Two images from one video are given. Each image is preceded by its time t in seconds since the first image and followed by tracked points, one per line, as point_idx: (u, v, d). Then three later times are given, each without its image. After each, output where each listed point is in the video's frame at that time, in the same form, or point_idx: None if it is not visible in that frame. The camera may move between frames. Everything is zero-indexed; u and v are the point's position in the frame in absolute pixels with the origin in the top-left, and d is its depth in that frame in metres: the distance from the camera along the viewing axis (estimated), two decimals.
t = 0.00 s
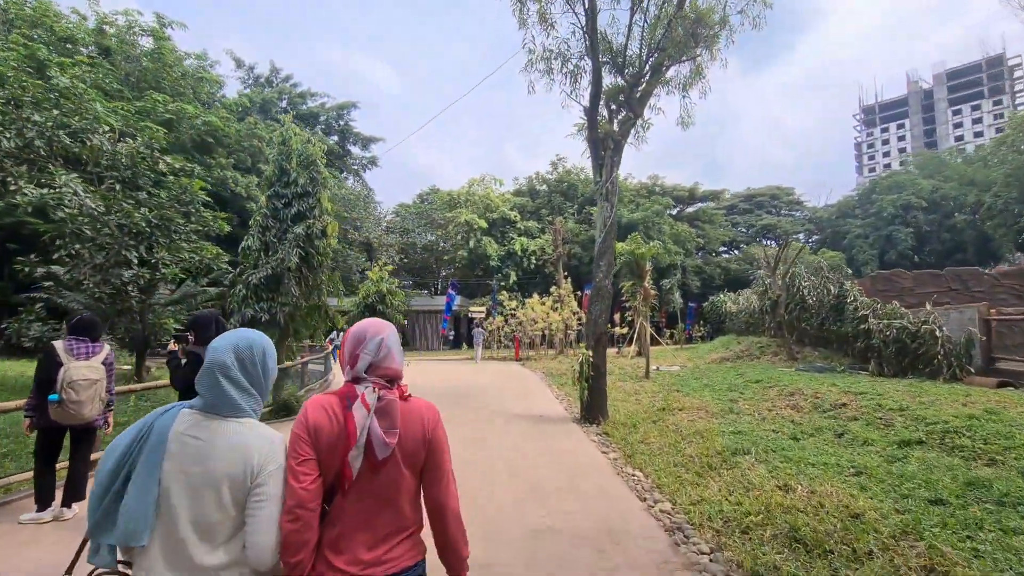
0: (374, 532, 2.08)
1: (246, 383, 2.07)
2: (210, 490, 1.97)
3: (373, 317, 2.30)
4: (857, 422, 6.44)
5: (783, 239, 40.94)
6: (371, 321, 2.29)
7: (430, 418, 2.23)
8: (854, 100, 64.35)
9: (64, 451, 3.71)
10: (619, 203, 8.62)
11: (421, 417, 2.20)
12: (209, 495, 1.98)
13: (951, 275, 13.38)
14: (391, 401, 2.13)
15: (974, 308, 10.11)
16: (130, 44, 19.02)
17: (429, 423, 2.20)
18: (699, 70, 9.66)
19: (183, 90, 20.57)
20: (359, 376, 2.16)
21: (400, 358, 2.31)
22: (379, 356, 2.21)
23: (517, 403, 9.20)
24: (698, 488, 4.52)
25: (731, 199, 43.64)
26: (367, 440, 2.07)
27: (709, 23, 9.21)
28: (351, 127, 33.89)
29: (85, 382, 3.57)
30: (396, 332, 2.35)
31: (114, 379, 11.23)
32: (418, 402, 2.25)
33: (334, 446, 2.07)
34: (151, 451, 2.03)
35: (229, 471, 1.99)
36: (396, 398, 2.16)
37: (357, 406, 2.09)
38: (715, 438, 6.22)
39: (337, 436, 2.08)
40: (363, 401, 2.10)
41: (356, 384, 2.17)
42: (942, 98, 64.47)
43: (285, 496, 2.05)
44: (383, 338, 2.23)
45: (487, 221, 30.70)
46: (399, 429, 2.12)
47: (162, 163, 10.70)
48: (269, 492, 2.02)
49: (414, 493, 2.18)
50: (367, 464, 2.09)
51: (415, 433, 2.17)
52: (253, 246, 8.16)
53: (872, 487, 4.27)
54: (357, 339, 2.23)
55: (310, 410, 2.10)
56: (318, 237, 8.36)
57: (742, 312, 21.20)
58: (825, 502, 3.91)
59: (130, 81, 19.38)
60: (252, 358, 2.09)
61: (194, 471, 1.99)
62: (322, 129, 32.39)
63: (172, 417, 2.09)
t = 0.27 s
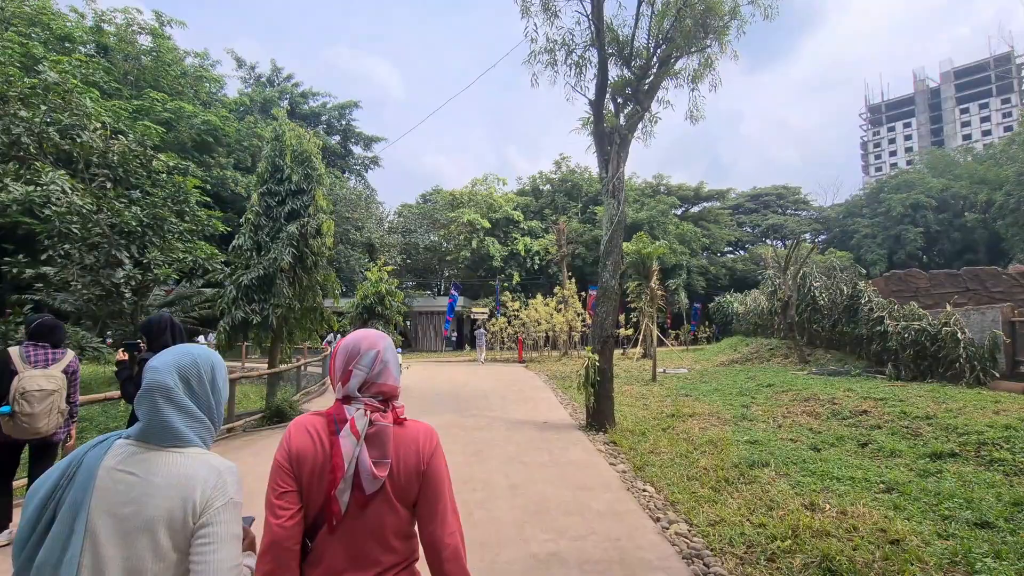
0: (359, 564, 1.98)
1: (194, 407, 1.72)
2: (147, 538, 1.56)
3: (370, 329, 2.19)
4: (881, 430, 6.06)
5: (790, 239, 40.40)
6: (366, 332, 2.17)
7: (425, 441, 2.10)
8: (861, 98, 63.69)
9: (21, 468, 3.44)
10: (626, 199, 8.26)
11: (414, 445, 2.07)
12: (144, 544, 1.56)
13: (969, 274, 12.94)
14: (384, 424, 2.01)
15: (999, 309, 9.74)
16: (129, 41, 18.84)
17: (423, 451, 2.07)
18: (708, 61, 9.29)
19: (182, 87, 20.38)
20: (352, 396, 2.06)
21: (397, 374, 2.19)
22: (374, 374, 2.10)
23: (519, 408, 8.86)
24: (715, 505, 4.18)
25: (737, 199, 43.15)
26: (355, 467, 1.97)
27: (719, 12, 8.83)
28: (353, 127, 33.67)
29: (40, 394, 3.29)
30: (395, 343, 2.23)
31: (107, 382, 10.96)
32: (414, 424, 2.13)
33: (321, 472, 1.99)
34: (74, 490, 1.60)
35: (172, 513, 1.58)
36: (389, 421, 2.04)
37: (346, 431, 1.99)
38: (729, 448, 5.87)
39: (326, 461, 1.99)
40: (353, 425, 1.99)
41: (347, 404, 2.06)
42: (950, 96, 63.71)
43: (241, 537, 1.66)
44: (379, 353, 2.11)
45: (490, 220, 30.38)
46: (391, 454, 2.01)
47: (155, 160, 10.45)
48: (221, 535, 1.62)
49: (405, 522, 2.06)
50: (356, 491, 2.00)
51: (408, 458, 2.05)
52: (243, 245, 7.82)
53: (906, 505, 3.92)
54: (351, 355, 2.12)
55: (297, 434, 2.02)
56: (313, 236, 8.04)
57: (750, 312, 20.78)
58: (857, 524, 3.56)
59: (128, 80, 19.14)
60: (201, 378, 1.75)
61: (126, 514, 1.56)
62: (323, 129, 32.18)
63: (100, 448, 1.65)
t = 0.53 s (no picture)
0: None
1: (95, 402, 1.54)
2: (33, 557, 1.34)
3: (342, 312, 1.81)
4: (907, 436, 5.67)
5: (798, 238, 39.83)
6: (337, 316, 1.79)
7: (408, 442, 1.73)
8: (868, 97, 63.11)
9: None
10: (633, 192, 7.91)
11: (394, 446, 1.69)
12: (32, 565, 1.34)
13: (988, 273, 12.46)
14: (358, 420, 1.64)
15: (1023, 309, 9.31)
16: (129, 39, 18.69)
17: (405, 454, 1.70)
18: (718, 50, 8.92)
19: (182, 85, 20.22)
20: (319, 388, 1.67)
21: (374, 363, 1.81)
22: (347, 362, 1.72)
23: (521, 411, 8.50)
24: (734, 519, 3.83)
25: (743, 198, 42.64)
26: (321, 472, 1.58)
27: None
28: (356, 126, 33.50)
29: None
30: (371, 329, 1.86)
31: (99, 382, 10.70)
32: (395, 421, 1.76)
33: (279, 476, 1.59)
34: None
35: (59, 525, 1.36)
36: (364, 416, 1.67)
37: (312, 427, 1.60)
38: (745, 455, 5.49)
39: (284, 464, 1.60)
40: (320, 419, 1.61)
41: (313, 397, 1.67)
42: (958, 95, 63.00)
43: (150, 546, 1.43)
44: (354, 339, 1.73)
45: (494, 220, 30.09)
46: (366, 456, 1.63)
47: (148, 156, 10.19)
48: (117, 552, 1.37)
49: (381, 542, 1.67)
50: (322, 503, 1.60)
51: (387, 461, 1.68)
52: (233, 241, 7.53)
53: (947, 522, 3.55)
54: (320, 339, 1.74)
55: (250, 432, 1.62)
56: (307, 232, 7.74)
57: (759, 312, 20.37)
58: (895, 543, 3.20)
59: (127, 77, 18.99)
60: (102, 368, 1.56)
61: (12, 531, 1.36)
62: (326, 128, 32.00)
63: None
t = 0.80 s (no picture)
0: None
1: None
2: None
3: (284, 337, 1.64)
4: (939, 449, 5.26)
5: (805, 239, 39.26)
6: (275, 342, 1.62)
7: (349, 493, 1.54)
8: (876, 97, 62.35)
9: None
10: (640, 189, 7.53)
11: (334, 499, 1.51)
12: None
13: (1009, 274, 12.00)
14: (288, 471, 1.46)
15: None
16: (127, 37, 18.48)
17: (345, 508, 1.52)
18: (728, 40, 8.54)
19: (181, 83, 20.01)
20: (247, 430, 1.49)
21: (317, 397, 1.64)
22: (281, 398, 1.55)
23: (524, 418, 8.12)
24: (757, 546, 3.46)
25: (750, 198, 42.11)
26: (241, 534, 1.40)
27: None
28: (359, 126, 33.26)
29: None
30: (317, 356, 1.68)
31: (91, 386, 10.43)
32: (338, 467, 1.57)
33: (194, 539, 1.42)
34: None
35: None
36: (297, 467, 1.48)
37: (232, 481, 1.42)
38: (764, 470, 5.09)
39: (201, 524, 1.42)
40: (243, 474, 1.42)
41: (239, 440, 1.49)
42: (968, 94, 62.11)
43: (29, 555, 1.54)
44: (291, 369, 1.57)
45: (497, 220, 29.73)
46: (298, 514, 1.45)
47: (140, 153, 9.91)
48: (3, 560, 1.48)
49: None
50: (245, 567, 1.43)
51: (322, 517, 1.49)
52: (222, 240, 7.20)
53: (1000, 555, 3.16)
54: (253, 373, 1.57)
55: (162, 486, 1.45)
56: (299, 231, 7.39)
57: (768, 314, 19.90)
58: None
59: (126, 76, 18.77)
60: None
61: None
62: (328, 128, 31.75)
63: None
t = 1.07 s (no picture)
0: None
1: None
2: None
3: (215, 323, 1.52)
4: (975, 459, 4.89)
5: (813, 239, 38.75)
6: (200, 330, 1.50)
7: (277, 498, 1.40)
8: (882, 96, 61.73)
9: None
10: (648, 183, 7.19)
11: (258, 502, 1.37)
12: None
13: None
14: (200, 474, 1.32)
15: None
16: (126, 35, 18.26)
17: (271, 513, 1.38)
18: (741, 31, 8.20)
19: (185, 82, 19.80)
20: (161, 426, 1.37)
21: (248, 389, 1.50)
22: (203, 389, 1.42)
23: (526, 423, 7.76)
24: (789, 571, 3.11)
25: (756, 198, 41.66)
26: (140, 547, 1.26)
27: None
28: (361, 126, 33.02)
29: None
30: (249, 344, 1.55)
31: (83, 388, 10.15)
32: (265, 468, 1.43)
33: (89, 552, 1.29)
34: None
35: None
36: (214, 468, 1.34)
37: (134, 485, 1.29)
38: (786, 480, 4.74)
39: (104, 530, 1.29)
40: (151, 476, 1.29)
41: (152, 438, 1.36)
42: (976, 93, 61.41)
43: None
44: (215, 358, 1.44)
45: (500, 220, 29.40)
46: (213, 522, 1.32)
47: (132, 149, 9.61)
48: None
49: None
50: None
51: (242, 525, 1.35)
52: (212, 236, 6.87)
53: None
54: (174, 361, 1.44)
55: (63, 488, 1.32)
56: (293, 229, 7.08)
57: (776, 315, 19.48)
58: None
59: (125, 74, 18.56)
60: None
61: None
62: (330, 128, 31.53)
63: None
